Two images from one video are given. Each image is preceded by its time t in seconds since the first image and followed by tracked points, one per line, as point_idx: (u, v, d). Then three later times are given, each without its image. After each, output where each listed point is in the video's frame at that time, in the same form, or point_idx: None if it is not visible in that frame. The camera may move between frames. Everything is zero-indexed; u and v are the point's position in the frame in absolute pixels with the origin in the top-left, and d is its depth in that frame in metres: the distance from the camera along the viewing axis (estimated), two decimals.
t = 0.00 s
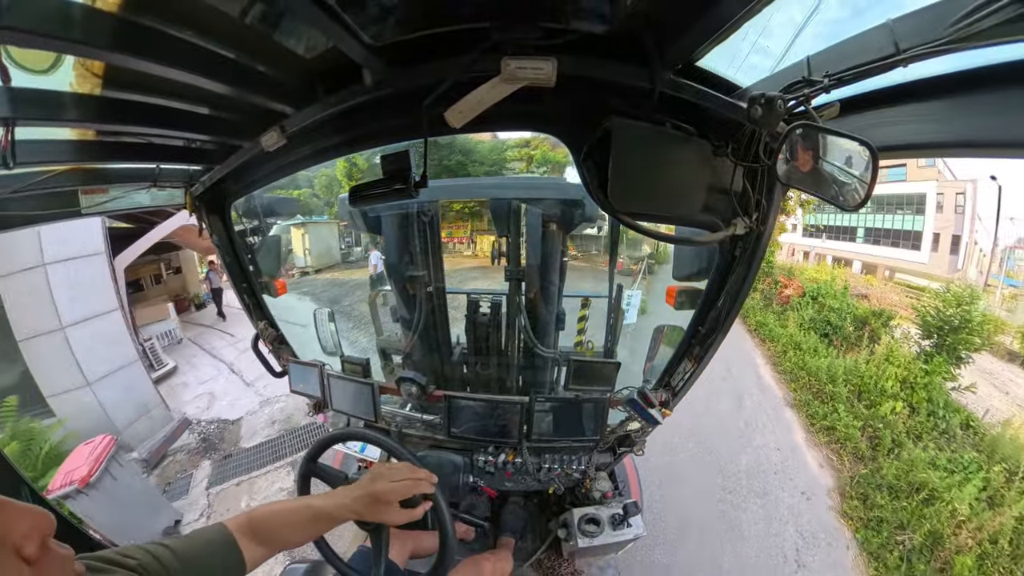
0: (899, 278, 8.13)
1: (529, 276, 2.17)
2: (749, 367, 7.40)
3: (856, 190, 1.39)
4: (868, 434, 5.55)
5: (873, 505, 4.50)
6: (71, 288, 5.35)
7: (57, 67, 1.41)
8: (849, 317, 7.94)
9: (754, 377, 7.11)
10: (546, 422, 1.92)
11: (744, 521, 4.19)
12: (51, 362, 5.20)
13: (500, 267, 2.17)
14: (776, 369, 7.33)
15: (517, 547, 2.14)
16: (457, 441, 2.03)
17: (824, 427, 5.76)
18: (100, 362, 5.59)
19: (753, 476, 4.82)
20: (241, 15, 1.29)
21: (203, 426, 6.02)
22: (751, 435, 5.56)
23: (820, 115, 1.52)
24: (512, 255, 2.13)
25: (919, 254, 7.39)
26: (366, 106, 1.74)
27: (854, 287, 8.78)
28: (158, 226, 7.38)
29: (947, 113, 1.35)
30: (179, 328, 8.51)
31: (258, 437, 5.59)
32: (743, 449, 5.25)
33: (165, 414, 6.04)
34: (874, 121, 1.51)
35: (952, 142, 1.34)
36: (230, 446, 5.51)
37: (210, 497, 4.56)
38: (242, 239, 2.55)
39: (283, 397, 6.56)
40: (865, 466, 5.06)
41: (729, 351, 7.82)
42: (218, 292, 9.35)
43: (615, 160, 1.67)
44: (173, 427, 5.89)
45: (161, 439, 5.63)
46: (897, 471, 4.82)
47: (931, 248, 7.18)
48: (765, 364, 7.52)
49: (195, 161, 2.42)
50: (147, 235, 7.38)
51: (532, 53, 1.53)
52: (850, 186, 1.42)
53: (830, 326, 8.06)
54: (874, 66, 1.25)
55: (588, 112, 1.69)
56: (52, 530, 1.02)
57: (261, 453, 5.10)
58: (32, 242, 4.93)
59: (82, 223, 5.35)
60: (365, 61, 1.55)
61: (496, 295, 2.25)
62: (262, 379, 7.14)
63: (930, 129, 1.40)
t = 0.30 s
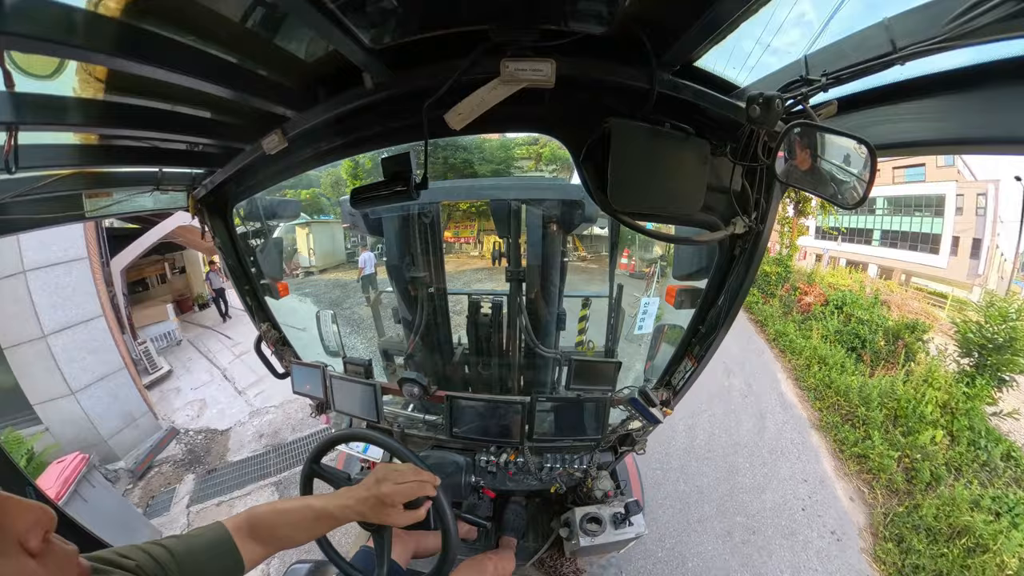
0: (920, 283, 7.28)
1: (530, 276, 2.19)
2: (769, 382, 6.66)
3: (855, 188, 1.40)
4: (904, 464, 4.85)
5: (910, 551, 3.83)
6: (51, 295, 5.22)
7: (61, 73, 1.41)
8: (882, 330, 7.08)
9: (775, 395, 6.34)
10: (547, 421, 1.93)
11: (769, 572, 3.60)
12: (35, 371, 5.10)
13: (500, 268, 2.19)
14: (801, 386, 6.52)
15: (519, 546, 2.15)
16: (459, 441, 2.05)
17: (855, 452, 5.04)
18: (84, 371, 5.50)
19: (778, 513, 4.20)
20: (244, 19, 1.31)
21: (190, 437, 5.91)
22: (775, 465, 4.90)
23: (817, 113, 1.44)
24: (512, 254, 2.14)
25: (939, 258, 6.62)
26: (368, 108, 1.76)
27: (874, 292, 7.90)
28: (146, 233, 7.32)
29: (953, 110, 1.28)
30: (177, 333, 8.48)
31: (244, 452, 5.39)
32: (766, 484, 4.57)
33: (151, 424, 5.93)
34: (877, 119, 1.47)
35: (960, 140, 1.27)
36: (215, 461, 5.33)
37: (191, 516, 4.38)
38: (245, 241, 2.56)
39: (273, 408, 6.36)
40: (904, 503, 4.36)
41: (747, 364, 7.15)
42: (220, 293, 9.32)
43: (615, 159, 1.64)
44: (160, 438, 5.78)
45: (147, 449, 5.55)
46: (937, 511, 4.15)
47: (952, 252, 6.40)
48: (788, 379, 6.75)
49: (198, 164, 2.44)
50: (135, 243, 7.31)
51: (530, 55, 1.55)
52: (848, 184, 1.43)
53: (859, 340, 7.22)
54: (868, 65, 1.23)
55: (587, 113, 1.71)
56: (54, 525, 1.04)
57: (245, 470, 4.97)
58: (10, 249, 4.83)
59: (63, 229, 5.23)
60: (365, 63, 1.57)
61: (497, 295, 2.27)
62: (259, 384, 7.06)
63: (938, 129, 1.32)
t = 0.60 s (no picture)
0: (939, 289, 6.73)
1: (530, 276, 2.19)
2: (794, 403, 5.97)
3: (853, 188, 1.41)
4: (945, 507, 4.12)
5: None
6: (32, 303, 5.05)
7: (63, 75, 1.42)
8: (918, 347, 6.14)
9: (802, 418, 5.65)
10: (547, 422, 1.94)
11: None
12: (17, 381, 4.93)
13: (500, 269, 2.19)
14: (830, 410, 5.78)
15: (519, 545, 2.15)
16: (460, 441, 2.05)
17: (891, 488, 4.38)
18: (65, 380, 5.34)
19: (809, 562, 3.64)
20: (247, 21, 1.33)
21: (173, 450, 5.60)
22: (803, 502, 4.26)
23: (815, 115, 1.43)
24: (512, 256, 2.15)
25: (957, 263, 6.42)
26: (368, 110, 1.78)
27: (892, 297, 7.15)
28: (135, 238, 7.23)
29: (951, 109, 1.27)
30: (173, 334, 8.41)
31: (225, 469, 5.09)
32: (795, 526, 3.95)
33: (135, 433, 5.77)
34: (876, 119, 1.46)
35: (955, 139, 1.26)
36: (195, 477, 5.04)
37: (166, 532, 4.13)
38: (246, 242, 2.57)
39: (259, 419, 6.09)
40: (945, 551, 3.74)
41: (769, 381, 6.50)
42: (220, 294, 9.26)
43: (614, 160, 1.65)
44: (142, 449, 5.58)
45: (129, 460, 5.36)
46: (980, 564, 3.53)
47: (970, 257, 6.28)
48: (813, 399, 6.06)
49: (200, 165, 2.46)
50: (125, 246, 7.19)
51: (529, 57, 1.57)
52: (847, 185, 1.44)
53: (894, 358, 6.26)
54: (866, 66, 1.24)
55: (586, 115, 1.73)
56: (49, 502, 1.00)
57: (225, 488, 4.66)
58: None
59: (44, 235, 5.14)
60: (366, 65, 1.59)
61: (497, 296, 2.26)
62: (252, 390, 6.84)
63: (936, 129, 1.31)
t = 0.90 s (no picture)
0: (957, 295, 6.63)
1: (530, 276, 2.19)
2: (824, 426, 5.64)
3: (850, 183, 1.42)
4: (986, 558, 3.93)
5: None
6: (9, 310, 5.03)
7: (63, 82, 1.43)
8: (959, 366, 5.86)
9: (832, 443, 5.31)
10: (549, 421, 1.95)
11: None
12: None
13: (500, 270, 2.20)
14: (862, 434, 5.45)
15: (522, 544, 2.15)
16: (462, 442, 2.05)
17: (928, 529, 4.09)
18: (44, 393, 5.21)
19: None
20: (246, 26, 1.35)
21: (156, 463, 5.29)
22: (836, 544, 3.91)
23: (811, 111, 1.46)
24: (512, 256, 2.16)
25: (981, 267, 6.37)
26: (367, 114, 1.80)
27: (914, 306, 6.99)
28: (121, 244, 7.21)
29: (945, 104, 1.27)
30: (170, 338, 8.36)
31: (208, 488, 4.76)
32: None
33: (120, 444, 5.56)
34: (869, 116, 1.46)
35: (949, 134, 1.27)
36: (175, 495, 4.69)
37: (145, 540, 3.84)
38: (248, 246, 2.59)
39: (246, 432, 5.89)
40: None
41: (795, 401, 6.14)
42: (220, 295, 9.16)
43: (611, 159, 1.67)
44: (126, 462, 5.32)
45: (113, 473, 5.07)
46: None
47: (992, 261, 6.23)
48: (842, 421, 5.75)
49: (200, 171, 2.47)
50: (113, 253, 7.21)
51: (526, 58, 1.58)
52: (843, 180, 1.45)
53: (932, 378, 6.01)
54: (860, 62, 1.24)
55: (583, 115, 1.74)
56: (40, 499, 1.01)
57: (205, 503, 4.17)
58: None
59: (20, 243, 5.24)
60: (364, 69, 1.61)
61: (497, 296, 2.27)
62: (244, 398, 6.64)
63: (927, 125, 1.32)
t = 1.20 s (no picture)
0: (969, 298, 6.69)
1: (527, 276, 2.19)
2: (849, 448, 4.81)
3: (842, 179, 1.45)
4: None
5: None
6: None
7: (56, 88, 1.41)
8: (996, 389, 5.23)
9: (860, 471, 4.50)
10: (548, 419, 1.96)
11: None
12: None
13: (497, 270, 2.20)
14: (894, 461, 4.60)
15: (524, 543, 2.17)
16: (463, 442, 2.04)
17: None
18: (21, 406, 4.92)
19: None
20: (240, 30, 1.35)
21: (136, 479, 5.12)
22: None
23: (803, 109, 1.48)
24: (508, 257, 2.16)
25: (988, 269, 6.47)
26: (362, 117, 1.81)
27: (933, 314, 6.38)
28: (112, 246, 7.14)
29: (928, 101, 1.31)
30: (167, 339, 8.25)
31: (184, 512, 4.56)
32: None
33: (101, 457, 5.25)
34: (857, 113, 1.49)
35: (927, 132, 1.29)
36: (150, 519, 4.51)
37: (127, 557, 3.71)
38: (244, 252, 2.56)
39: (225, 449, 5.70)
40: None
41: (819, 419, 5.28)
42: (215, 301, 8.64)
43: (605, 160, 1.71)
44: (108, 476, 4.98)
45: (93, 488, 4.76)
46: None
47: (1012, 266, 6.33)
48: (873, 445, 4.86)
49: (195, 176, 2.46)
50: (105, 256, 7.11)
51: (520, 59, 1.60)
52: (835, 176, 1.47)
53: (969, 400, 5.28)
54: (852, 59, 1.26)
55: (576, 116, 1.77)
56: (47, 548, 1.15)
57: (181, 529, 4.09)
58: None
59: None
60: (359, 71, 1.62)
61: (495, 296, 2.26)
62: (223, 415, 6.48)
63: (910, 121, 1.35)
